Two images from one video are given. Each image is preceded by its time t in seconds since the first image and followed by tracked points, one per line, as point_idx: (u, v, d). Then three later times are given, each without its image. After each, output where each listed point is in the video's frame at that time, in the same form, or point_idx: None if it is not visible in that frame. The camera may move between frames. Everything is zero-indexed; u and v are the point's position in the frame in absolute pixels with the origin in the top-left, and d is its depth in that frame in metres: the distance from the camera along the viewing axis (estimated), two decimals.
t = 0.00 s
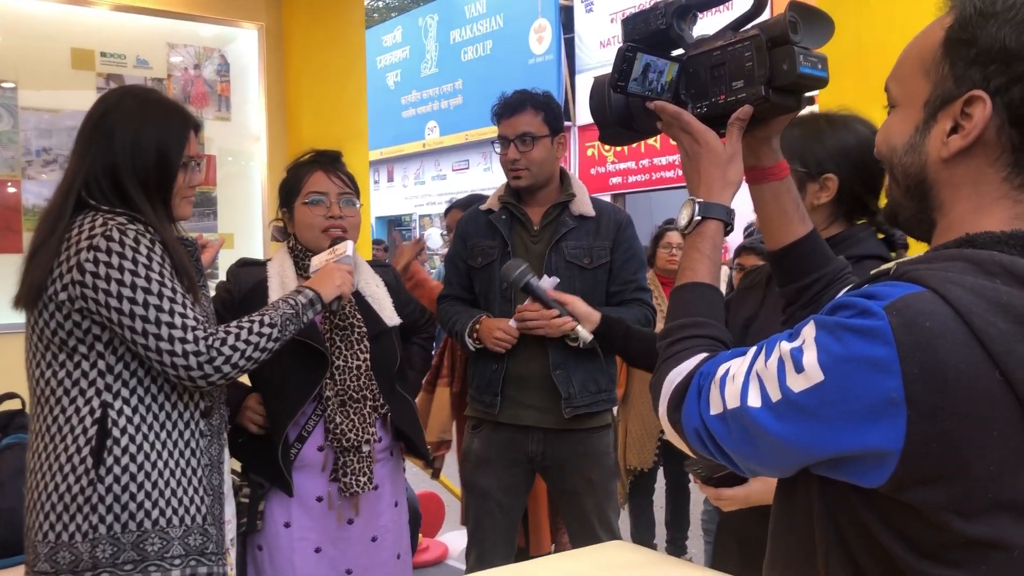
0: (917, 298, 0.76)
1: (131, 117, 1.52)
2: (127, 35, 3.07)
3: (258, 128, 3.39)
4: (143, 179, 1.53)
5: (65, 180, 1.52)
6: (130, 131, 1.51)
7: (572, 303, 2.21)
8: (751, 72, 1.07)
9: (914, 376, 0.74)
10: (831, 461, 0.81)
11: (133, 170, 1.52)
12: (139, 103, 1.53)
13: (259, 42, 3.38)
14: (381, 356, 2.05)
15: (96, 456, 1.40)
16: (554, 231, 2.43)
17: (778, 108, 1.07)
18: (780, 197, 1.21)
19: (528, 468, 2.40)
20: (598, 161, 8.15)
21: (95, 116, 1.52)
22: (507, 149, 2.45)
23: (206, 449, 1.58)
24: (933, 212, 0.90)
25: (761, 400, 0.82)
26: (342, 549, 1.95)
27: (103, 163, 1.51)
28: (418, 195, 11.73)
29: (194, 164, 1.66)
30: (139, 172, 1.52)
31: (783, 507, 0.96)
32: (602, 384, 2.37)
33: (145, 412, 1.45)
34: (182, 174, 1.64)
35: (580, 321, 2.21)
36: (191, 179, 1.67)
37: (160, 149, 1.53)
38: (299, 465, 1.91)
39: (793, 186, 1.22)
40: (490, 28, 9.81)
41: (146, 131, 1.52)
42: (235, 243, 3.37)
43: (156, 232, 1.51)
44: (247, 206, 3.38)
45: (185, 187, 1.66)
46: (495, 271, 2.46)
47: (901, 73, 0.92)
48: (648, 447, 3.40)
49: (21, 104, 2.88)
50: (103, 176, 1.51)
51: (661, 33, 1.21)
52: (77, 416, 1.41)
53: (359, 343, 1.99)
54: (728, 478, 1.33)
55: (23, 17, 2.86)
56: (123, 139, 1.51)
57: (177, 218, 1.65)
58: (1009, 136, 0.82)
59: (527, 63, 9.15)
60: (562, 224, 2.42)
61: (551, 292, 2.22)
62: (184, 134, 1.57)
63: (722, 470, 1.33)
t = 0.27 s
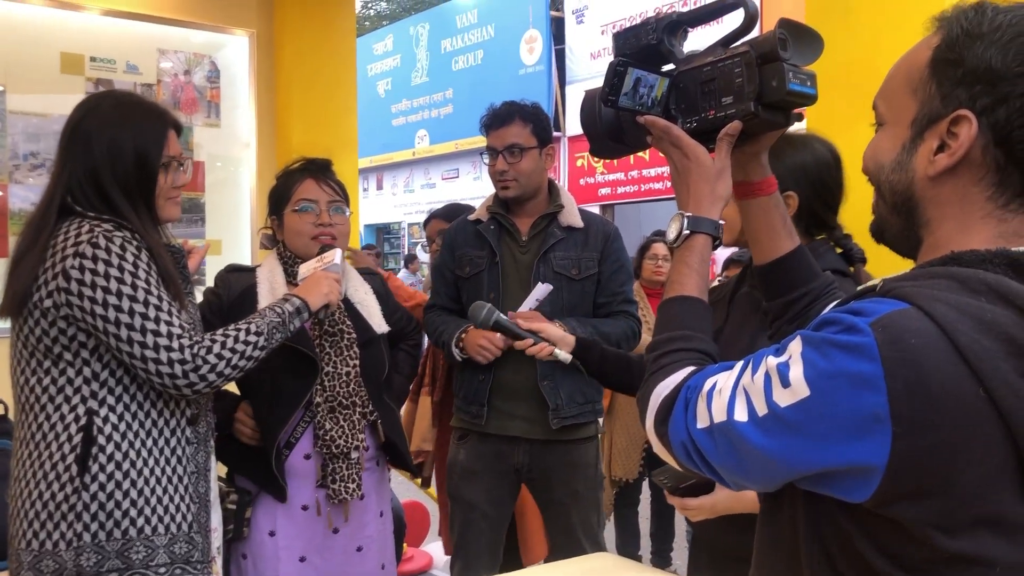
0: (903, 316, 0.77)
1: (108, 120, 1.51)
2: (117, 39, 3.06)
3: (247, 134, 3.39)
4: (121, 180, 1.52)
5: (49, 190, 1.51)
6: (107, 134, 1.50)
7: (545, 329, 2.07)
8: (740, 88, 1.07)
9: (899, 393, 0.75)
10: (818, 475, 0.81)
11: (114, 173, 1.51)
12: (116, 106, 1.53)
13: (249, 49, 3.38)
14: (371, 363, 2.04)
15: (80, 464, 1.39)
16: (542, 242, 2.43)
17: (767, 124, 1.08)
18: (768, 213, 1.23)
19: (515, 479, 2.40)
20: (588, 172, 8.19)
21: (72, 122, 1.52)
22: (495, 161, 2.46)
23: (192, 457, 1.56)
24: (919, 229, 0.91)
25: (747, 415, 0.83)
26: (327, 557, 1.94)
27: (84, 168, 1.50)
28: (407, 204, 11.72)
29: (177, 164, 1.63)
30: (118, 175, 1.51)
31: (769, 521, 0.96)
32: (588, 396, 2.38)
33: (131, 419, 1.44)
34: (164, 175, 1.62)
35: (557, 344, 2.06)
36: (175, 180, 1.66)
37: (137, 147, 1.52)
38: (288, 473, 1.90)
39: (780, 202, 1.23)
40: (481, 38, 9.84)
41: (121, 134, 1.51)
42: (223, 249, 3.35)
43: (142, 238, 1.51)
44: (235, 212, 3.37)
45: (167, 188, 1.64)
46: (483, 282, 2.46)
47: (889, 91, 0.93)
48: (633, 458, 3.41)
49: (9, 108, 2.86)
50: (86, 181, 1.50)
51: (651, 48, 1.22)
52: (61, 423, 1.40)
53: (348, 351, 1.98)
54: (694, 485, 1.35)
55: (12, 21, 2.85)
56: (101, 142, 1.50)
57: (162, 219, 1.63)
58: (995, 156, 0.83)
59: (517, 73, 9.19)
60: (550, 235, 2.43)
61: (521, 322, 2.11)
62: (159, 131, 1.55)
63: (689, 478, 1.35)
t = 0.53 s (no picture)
0: (892, 334, 0.77)
1: (94, 127, 1.50)
2: (109, 46, 3.05)
3: (238, 142, 3.37)
4: (110, 189, 1.51)
5: (36, 197, 1.51)
6: (93, 141, 1.50)
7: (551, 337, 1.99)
8: (731, 105, 1.09)
9: (887, 410, 0.75)
10: (807, 491, 0.82)
11: (102, 180, 1.51)
12: (102, 112, 1.53)
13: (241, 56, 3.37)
14: (359, 373, 2.04)
15: (68, 472, 1.37)
16: (535, 253, 2.44)
17: (756, 142, 1.09)
18: (757, 229, 1.24)
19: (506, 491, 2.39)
20: (578, 184, 8.22)
21: (58, 131, 1.51)
22: (486, 173, 2.47)
23: (180, 466, 1.55)
24: (907, 247, 0.92)
25: (736, 430, 0.83)
26: (314, 567, 1.92)
27: (72, 176, 1.49)
28: (397, 213, 11.71)
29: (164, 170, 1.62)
30: (107, 183, 1.51)
31: (758, 536, 0.96)
32: (579, 409, 2.38)
33: (120, 428, 1.43)
34: (152, 181, 1.61)
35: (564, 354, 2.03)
36: (164, 186, 1.65)
37: (124, 154, 1.52)
38: (276, 484, 1.89)
39: (770, 219, 1.25)
40: (473, 49, 9.89)
41: (108, 141, 1.50)
42: (213, 257, 3.34)
43: (132, 246, 1.50)
44: (226, 219, 3.35)
45: (156, 193, 1.63)
46: (476, 293, 2.46)
47: (879, 110, 0.94)
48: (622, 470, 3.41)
49: None
50: (75, 189, 1.49)
51: (642, 65, 1.23)
52: (49, 432, 1.39)
53: (336, 363, 1.97)
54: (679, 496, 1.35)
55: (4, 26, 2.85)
56: (88, 151, 1.49)
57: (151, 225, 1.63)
58: (982, 175, 0.84)
59: (509, 84, 9.23)
60: (543, 246, 2.44)
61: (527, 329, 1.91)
62: (146, 137, 1.54)
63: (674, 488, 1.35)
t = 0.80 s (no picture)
0: (888, 345, 0.78)
1: (90, 132, 1.50)
2: (105, 50, 3.05)
3: (236, 147, 3.38)
4: (106, 194, 1.51)
5: (31, 201, 1.50)
6: (88, 145, 1.49)
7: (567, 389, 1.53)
8: (728, 115, 1.09)
9: (882, 421, 0.75)
10: (802, 501, 0.82)
11: (97, 184, 1.50)
12: (98, 117, 1.52)
13: (239, 62, 3.38)
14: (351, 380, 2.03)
15: (61, 477, 1.36)
16: (536, 259, 2.44)
17: (752, 152, 1.10)
18: (752, 240, 1.25)
19: (505, 499, 2.38)
20: (574, 192, 8.24)
21: (53, 135, 1.51)
22: (492, 180, 2.48)
23: (174, 471, 1.54)
24: (903, 259, 0.93)
25: (733, 440, 0.83)
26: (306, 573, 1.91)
27: (67, 180, 1.49)
28: (392, 219, 11.70)
29: (160, 174, 1.62)
30: (103, 188, 1.51)
31: (753, 546, 0.96)
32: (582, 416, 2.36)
33: (113, 433, 1.42)
34: (148, 185, 1.61)
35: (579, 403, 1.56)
36: (160, 190, 1.65)
37: (120, 159, 1.52)
38: (271, 490, 1.88)
39: (765, 230, 1.26)
40: (470, 56, 9.91)
41: (103, 146, 1.50)
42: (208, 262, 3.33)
43: (127, 251, 1.50)
44: (221, 226, 3.35)
45: (152, 198, 1.63)
46: (478, 298, 2.46)
47: (876, 122, 0.95)
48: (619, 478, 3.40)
49: None
50: (69, 194, 1.49)
51: (640, 74, 1.23)
52: (42, 436, 1.38)
53: (331, 369, 1.97)
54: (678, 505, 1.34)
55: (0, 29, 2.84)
56: (84, 156, 1.49)
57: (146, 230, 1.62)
58: (978, 189, 0.85)
59: (505, 92, 9.25)
60: (543, 252, 2.44)
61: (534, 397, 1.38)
62: (143, 144, 1.54)
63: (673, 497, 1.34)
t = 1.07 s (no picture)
0: (899, 345, 0.77)
1: (94, 129, 1.50)
2: (109, 49, 3.05)
3: (238, 147, 3.37)
4: (110, 191, 1.51)
5: (36, 198, 1.50)
6: (93, 143, 1.49)
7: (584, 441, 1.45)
8: (737, 114, 1.09)
9: (893, 421, 0.75)
10: (811, 501, 0.82)
11: (102, 182, 1.50)
12: (102, 115, 1.52)
13: (243, 61, 3.38)
14: (355, 380, 2.03)
15: (65, 474, 1.36)
16: (547, 260, 2.43)
17: (762, 151, 1.09)
18: (759, 239, 1.25)
19: (511, 499, 2.38)
20: (576, 193, 8.24)
21: (58, 132, 1.51)
22: (500, 180, 2.48)
23: (178, 469, 1.54)
24: (914, 259, 0.92)
25: (742, 439, 0.83)
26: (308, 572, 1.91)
27: (72, 177, 1.49)
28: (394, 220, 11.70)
29: (164, 172, 1.62)
30: (107, 185, 1.50)
31: (762, 547, 0.96)
32: (591, 418, 2.34)
33: (117, 430, 1.42)
34: (152, 182, 1.60)
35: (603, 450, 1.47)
36: (164, 187, 1.64)
37: (125, 157, 1.51)
38: (274, 489, 1.88)
39: (772, 229, 1.26)
40: (472, 57, 9.91)
41: (108, 144, 1.50)
42: (210, 261, 3.33)
43: (132, 248, 1.49)
44: (224, 224, 3.35)
45: (157, 194, 1.62)
46: (481, 300, 2.47)
47: (888, 122, 0.95)
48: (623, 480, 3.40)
49: None
50: (74, 191, 1.49)
51: (649, 73, 1.23)
52: (47, 432, 1.37)
53: (335, 368, 1.97)
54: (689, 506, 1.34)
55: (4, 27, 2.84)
56: (88, 153, 1.49)
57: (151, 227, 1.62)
58: (990, 189, 0.84)
59: (508, 93, 9.25)
60: (554, 253, 2.42)
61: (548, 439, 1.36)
62: (146, 141, 1.54)
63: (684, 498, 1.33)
